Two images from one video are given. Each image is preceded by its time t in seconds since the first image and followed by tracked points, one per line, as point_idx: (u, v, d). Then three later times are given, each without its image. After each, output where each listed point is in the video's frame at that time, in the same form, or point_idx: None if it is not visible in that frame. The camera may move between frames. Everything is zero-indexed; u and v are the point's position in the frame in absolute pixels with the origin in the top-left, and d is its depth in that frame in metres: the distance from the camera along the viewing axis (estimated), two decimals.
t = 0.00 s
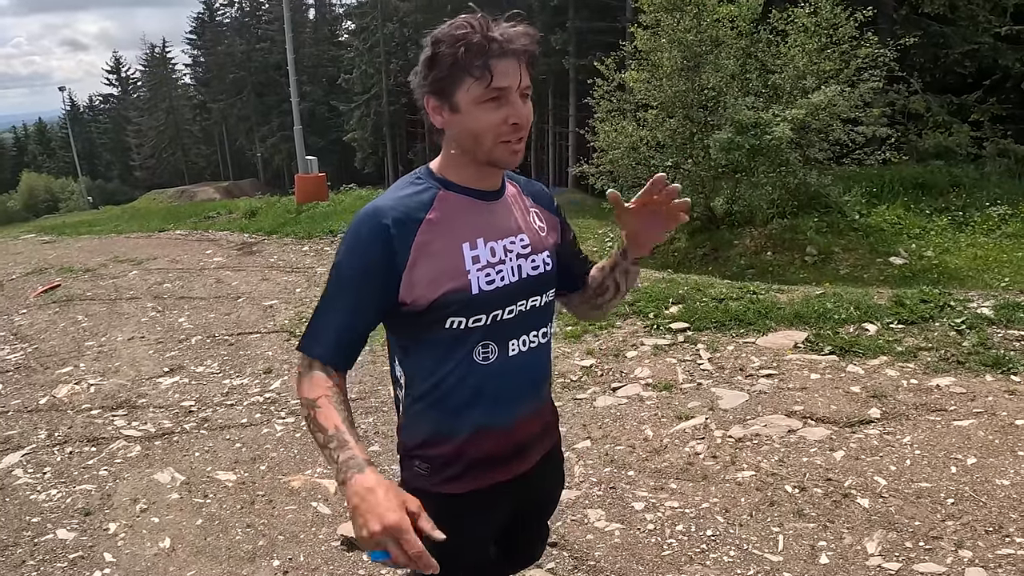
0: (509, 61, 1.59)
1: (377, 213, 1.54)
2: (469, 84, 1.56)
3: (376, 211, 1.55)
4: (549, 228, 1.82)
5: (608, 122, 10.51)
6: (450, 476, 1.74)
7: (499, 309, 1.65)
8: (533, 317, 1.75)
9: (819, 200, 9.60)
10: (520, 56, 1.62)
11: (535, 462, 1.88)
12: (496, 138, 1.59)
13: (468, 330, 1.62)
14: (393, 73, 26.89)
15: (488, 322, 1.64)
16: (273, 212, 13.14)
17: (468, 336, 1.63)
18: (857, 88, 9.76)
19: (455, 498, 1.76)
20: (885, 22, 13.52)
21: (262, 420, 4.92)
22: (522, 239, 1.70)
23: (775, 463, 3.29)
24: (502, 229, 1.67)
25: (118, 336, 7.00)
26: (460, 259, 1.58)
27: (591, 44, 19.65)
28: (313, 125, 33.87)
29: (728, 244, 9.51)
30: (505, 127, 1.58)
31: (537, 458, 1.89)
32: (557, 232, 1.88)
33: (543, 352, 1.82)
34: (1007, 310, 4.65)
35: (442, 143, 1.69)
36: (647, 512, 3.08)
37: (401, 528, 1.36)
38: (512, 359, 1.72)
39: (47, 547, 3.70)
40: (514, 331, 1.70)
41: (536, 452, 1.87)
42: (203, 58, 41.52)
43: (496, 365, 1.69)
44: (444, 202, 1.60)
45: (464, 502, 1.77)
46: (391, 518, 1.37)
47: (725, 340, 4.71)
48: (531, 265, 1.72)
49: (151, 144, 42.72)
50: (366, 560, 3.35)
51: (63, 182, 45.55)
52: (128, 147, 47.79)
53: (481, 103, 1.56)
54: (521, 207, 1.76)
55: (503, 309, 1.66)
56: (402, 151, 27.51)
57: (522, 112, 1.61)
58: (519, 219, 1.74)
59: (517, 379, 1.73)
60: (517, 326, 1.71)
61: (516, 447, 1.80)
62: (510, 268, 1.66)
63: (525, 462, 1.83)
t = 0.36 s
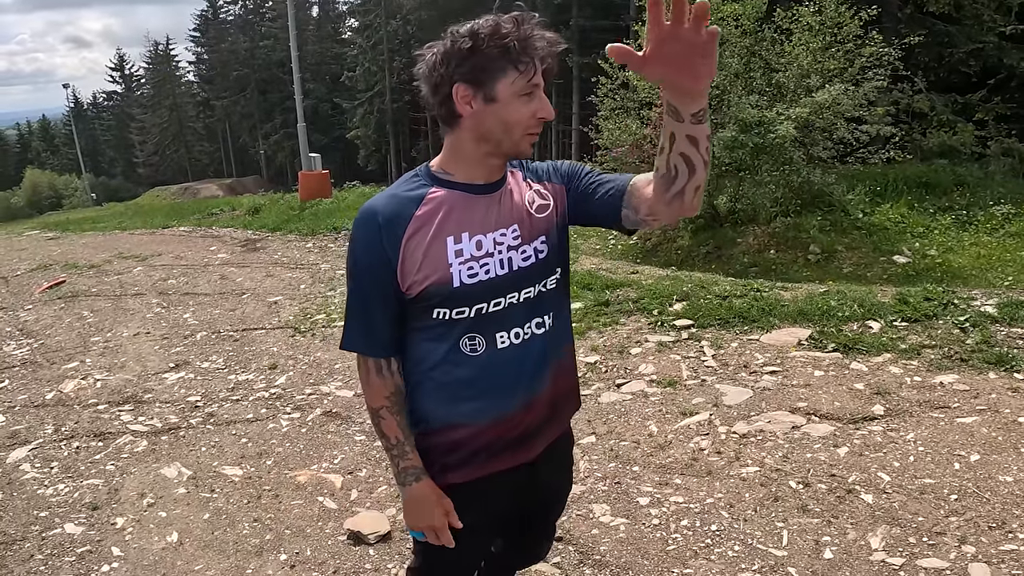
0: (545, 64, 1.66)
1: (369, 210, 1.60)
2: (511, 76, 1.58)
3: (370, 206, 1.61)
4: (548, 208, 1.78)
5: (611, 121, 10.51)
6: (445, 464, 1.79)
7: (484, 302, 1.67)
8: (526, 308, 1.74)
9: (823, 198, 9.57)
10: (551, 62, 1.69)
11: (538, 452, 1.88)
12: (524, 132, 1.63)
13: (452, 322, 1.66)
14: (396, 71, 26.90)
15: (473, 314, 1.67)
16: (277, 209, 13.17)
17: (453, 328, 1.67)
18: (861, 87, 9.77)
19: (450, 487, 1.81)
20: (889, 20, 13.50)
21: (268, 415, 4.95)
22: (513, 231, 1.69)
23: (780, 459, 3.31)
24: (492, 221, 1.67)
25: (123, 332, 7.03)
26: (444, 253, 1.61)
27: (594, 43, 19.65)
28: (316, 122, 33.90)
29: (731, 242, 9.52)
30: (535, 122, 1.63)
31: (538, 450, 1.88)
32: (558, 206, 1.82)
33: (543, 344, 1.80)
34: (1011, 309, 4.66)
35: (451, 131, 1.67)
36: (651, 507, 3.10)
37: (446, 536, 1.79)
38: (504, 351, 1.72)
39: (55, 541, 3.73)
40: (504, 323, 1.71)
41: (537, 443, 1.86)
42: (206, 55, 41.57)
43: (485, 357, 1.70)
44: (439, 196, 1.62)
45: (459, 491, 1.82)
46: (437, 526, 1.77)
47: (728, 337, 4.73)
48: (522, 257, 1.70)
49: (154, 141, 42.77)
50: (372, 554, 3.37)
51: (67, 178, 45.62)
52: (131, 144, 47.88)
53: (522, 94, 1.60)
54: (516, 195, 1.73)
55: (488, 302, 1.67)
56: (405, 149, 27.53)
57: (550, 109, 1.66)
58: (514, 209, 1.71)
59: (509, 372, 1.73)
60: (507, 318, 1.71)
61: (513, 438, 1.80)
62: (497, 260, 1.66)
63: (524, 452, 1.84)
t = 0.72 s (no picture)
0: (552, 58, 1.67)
1: (381, 209, 1.67)
2: (520, 73, 1.60)
3: (380, 206, 1.68)
4: (555, 204, 1.79)
5: (614, 120, 10.53)
6: (460, 457, 1.81)
7: (495, 300, 1.71)
8: (537, 304, 1.78)
9: (825, 198, 9.54)
10: (559, 56, 1.71)
11: (550, 447, 1.89)
12: (536, 126, 1.65)
13: (463, 319, 1.71)
14: (399, 70, 26.94)
15: (484, 312, 1.71)
16: (280, 208, 13.21)
17: (465, 324, 1.72)
18: (865, 86, 9.78)
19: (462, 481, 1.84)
20: (893, 20, 13.50)
21: (273, 411, 4.98)
22: (523, 229, 1.72)
23: (784, 456, 3.33)
24: (502, 220, 1.70)
25: (129, 328, 7.07)
26: (454, 253, 1.66)
27: (597, 43, 19.68)
28: (320, 121, 33.94)
29: (734, 241, 9.54)
30: (547, 116, 1.65)
31: (549, 445, 1.89)
32: (564, 200, 1.83)
33: (554, 338, 1.82)
34: (1014, 307, 4.67)
35: (462, 128, 1.69)
36: (656, 503, 3.12)
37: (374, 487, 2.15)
38: (516, 347, 1.75)
39: (63, 536, 3.75)
40: (515, 319, 1.74)
41: (550, 437, 1.87)
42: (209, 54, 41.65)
43: (497, 353, 1.74)
44: (450, 195, 1.66)
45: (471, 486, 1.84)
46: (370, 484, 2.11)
47: (732, 335, 4.75)
48: (531, 254, 1.73)
49: (158, 139, 42.84)
50: (379, 549, 3.40)
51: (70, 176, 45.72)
52: (135, 142, 47.97)
53: (532, 89, 1.62)
54: (526, 191, 1.76)
55: (499, 299, 1.71)
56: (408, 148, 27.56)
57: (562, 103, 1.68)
58: (522, 206, 1.73)
59: (519, 367, 1.77)
60: (518, 314, 1.75)
61: (525, 431, 1.82)
62: (507, 258, 1.70)
63: (537, 444, 1.85)
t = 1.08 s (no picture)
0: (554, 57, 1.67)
1: (411, 214, 1.54)
2: (525, 79, 1.61)
3: (408, 209, 1.55)
4: (563, 206, 1.85)
5: (618, 119, 10.52)
6: (482, 461, 1.79)
7: (528, 301, 1.71)
8: (556, 301, 1.83)
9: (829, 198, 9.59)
10: (564, 54, 1.71)
11: (559, 443, 1.94)
12: (547, 130, 1.66)
13: (497, 324, 1.69)
14: (402, 69, 26.94)
15: (518, 315, 1.71)
16: (284, 206, 13.23)
17: (498, 329, 1.69)
18: (869, 85, 9.76)
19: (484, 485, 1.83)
20: (897, 19, 13.47)
21: (278, 410, 4.99)
22: (543, 228, 1.74)
23: (788, 455, 3.32)
24: (526, 221, 1.70)
25: (133, 327, 7.08)
26: (492, 257, 1.62)
27: (601, 42, 19.67)
28: (323, 120, 33.98)
29: (738, 241, 9.54)
30: (556, 119, 1.66)
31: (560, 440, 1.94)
32: (569, 202, 1.91)
33: (567, 333, 1.89)
34: (1020, 307, 4.65)
35: (470, 133, 1.69)
36: (661, 502, 3.11)
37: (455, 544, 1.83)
38: (540, 346, 1.78)
39: (68, 534, 3.76)
40: (540, 319, 1.77)
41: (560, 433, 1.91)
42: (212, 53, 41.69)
43: (525, 354, 1.75)
44: (478, 199, 1.62)
45: (493, 488, 1.84)
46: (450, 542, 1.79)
47: (736, 334, 4.75)
48: (552, 253, 1.77)
49: (161, 138, 42.93)
50: (383, 548, 3.40)
51: (74, 174, 45.81)
52: (138, 141, 48.07)
53: (539, 94, 1.62)
54: (537, 193, 1.79)
55: (531, 300, 1.72)
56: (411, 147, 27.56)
57: (568, 103, 1.69)
58: (538, 206, 1.76)
59: (543, 366, 1.79)
60: (542, 313, 1.78)
61: (541, 428, 1.85)
62: (535, 258, 1.71)
63: (550, 441, 1.89)
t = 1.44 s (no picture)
0: (564, 66, 1.65)
1: (444, 205, 1.50)
2: (535, 88, 1.59)
3: (444, 196, 1.52)
4: (564, 206, 1.90)
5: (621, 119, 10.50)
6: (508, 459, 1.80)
7: (553, 293, 1.73)
8: (572, 294, 1.86)
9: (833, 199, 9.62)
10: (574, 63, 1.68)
11: (569, 437, 1.97)
12: (554, 137, 1.66)
13: (528, 318, 1.69)
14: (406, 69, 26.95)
15: (546, 307, 1.72)
16: (287, 206, 13.25)
17: (529, 323, 1.70)
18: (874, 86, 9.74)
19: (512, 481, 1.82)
20: (902, 20, 13.44)
21: (280, 410, 5.00)
22: (554, 223, 1.77)
23: (791, 457, 3.31)
24: (541, 216, 1.72)
25: (136, 326, 7.10)
26: (522, 247, 1.62)
27: (604, 42, 19.66)
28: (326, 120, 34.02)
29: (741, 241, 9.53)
30: (564, 127, 1.66)
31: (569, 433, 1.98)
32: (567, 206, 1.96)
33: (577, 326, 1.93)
34: None
35: (477, 132, 1.68)
36: (663, 503, 3.11)
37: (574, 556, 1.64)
38: (560, 338, 1.81)
39: (71, 534, 3.77)
40: (561, 311, 1.80)
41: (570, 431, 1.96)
42: (216, 52, 41.75)
43: (550, 347, 1.78)
44: (500, 193, 1.62)
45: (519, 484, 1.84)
46: (573, 544, 1.61)
47: (739, 335, 4.75)
48: (566, 245, 1.79)
49: (165, 138, 43.02)
50: (385, 549, 3.40)
51: (78, 173, 45.90)
52: (142, 140, 48.18)
53: (547, 102, 1.61)
54: (542, 192, 1.81)
55: (556, 291, 1.74)
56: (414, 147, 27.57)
57: (577, 110, 1.68)
58: (547, 205, 1.79)
59: (561, 358, 1.83)
60: (562, 305, 1.81)
61: (556, 425, 1.89)
62: (556, 250, 1.73)
63: (563, 434, 1.93)
